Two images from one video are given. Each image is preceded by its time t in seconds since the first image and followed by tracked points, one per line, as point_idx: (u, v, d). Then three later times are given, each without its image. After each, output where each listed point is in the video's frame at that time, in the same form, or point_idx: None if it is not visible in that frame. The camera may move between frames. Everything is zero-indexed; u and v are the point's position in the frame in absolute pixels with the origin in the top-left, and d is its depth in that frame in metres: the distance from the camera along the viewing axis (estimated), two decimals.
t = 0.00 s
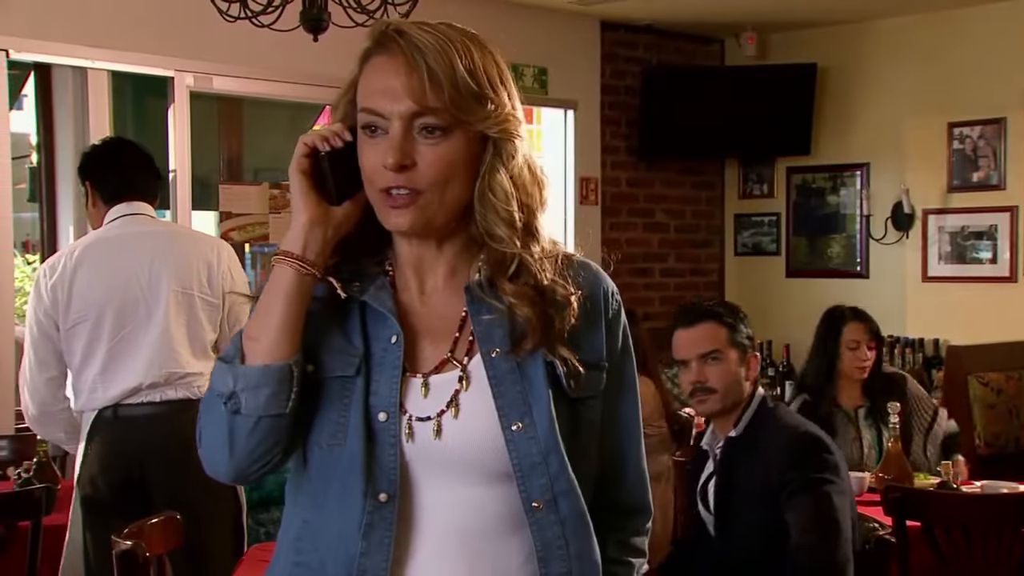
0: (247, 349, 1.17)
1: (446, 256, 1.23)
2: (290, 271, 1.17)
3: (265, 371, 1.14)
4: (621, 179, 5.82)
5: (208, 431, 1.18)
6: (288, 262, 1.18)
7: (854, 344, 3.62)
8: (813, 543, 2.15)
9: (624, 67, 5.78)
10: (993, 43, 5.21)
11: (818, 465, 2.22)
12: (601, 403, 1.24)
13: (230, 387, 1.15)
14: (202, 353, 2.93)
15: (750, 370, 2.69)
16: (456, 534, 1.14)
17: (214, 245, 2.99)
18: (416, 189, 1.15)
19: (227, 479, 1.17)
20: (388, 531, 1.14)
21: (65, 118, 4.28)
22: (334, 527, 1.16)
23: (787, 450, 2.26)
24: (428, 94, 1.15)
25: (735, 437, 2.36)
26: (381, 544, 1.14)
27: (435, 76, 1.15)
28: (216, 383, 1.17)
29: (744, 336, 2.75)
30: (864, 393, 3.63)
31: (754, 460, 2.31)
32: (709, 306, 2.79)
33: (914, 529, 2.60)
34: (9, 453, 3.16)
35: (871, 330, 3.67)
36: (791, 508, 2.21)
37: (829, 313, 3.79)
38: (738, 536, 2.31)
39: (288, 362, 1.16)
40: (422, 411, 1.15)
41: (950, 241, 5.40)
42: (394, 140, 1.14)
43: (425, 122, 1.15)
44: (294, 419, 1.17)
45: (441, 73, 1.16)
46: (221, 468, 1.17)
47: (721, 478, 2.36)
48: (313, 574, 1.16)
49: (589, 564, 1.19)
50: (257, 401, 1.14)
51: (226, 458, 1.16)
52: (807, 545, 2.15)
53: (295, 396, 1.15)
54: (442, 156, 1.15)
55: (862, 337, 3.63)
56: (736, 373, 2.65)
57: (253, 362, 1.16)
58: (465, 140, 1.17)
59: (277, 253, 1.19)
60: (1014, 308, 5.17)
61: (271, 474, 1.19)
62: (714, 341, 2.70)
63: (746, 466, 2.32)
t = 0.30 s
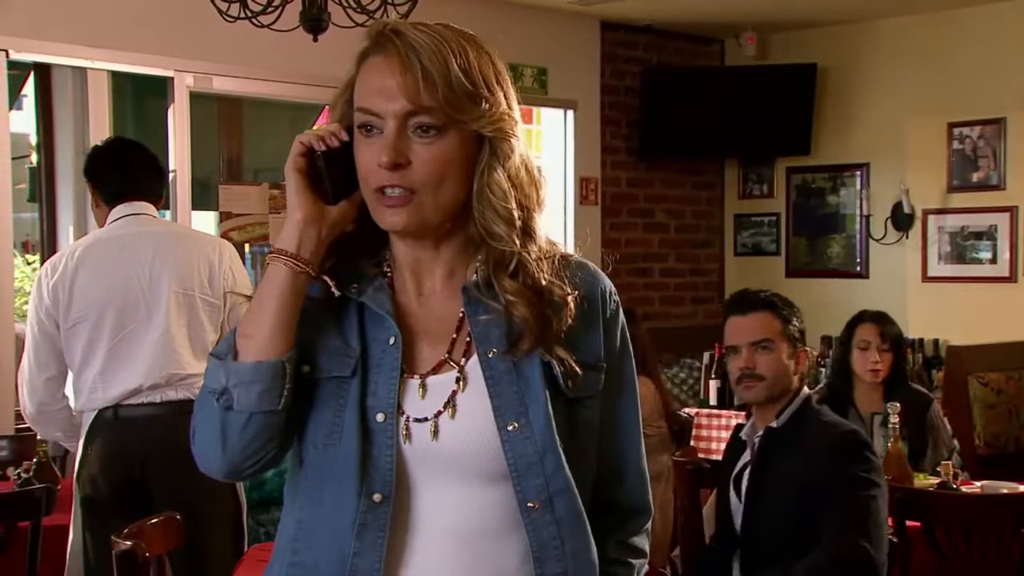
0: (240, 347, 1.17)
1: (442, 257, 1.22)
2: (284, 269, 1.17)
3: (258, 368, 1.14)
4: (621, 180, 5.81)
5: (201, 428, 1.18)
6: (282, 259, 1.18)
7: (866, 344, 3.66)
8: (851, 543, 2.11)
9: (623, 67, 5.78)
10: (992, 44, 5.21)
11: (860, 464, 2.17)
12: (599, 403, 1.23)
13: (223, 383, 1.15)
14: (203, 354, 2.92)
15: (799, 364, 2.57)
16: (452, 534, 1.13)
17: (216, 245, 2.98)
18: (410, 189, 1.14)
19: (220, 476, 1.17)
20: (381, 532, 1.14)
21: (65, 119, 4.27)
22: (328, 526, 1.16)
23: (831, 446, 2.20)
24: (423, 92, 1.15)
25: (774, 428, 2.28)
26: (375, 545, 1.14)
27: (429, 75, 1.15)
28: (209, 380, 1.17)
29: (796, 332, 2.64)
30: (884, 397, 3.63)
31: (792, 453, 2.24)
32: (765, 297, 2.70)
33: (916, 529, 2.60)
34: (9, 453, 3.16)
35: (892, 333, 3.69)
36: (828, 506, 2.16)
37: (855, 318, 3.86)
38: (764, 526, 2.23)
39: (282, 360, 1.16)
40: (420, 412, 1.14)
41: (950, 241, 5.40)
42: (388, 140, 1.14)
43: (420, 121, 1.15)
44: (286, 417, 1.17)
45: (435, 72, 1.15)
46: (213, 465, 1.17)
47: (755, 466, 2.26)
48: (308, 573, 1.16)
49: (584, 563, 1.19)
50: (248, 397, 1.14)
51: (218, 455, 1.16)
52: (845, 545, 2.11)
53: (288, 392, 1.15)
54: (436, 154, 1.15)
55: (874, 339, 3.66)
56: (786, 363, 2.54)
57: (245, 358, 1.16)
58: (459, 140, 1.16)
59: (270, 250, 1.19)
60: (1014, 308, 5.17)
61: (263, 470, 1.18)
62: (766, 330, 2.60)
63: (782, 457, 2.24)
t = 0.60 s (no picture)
0: (241, 340, 1.17)
1: (442, 253, 1.22)
2: (285, 263, 1.17)
3: (258, 360, 1.14)
4: (621, 180, 5.81)
5: (201, 422, 1.18)
6: (283, 254, 1.17)
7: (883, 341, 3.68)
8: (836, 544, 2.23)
9: (623, 67, 5.78)
10: (992, 44, 5.22)
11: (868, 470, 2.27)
12: (597, 397, 1.23)
13: (223, 376, 1.15)
14: (202, 354, 2.91)
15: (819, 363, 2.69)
16: (451, 524, 1.13)
17: (216, 244, 2.98)
18: (406, 189, 1.14)
19: (220, 469, 1.17)
20: (384, 521, 1.13)
21: (65, 117, 4.16)
22: (328, 518, 1.16)
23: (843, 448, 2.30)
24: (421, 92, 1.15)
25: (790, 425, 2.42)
26: (378, 533, 1.13)
27: (428, 74, 1.16)
28: (209, 373, 1.17)
29: (817, 329, 2.75)
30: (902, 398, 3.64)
31: (804, 450, 2.36)
32: (791, 293, 2.81)
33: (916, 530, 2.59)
34: (8, 453, 3.16)
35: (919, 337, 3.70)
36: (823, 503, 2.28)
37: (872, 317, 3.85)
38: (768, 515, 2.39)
39: (281, 353, 1.16)
40: (419, 401, 1.14)
41: (950, 241, 5.40)
42: (385, 138, 1.14)
43: (416, 120, 1.15)
44: (286, 409, 1.17)
45: (433, 73, 1.16)
46: (213, 459, 1.17)
47: (771, 458, 2.41)
48: (310, 563, 1.16)
49: (581, 557, 1.18)
50: (248, 389, 1.14)
51: (218, 448, 1.16)
52: (832, 543, 2.23)
53: (287, 385, 1.15)
54: (434, 154, 1.15)
55: (890, 336, 3.69)
56: (807, 358, 2.67)
57: (245, 352, 1.16)
58: (457, 140, 1.16)
59: (271, 245, 1.19)
60: (1013, 308, 5.18)
61: (262, 464, 1.19)
62: (789, 324, 2.72)
63: (796, 452, 2.37)
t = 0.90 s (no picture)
0: (253, 351, 1.18)
1: (453, 255, 1.22)
2: (293, 275, 1.17)
3: (269, 373, 1.14)
4: (620, 180, 5.81)
5: (215, 430, 1.18)
6: (294, 265, 1.17)
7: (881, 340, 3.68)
8: (831, 545, 2.28)
9: (623, 68, 5.78)
10: (991, 44, 5.22)
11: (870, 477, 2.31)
12: (607, 400, 1.24)
13: (235, 388, 1.16)
14: (203, 354, 2.91)
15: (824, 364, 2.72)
16: (463, 526, 1.13)
17: (216, 243, 2.97)
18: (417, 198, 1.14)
19: (232, 479, 1.17)
20: (393, 523, 1.14)
21: (64, 117, 4.14)
22: (339, 520, 1.16)
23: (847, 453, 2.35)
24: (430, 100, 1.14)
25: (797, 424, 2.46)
26: (387, 535, 1.14)
27: (435, 86, 1.15)
28: (223, 384, 1.18)
29: (824, 331, 2.78)
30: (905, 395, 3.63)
31: (809, 452, 2.40)
32: (799, 293, 2.84)
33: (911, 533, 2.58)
34: (7, 453, 3.16)
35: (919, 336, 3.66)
36: (822, 504, 2.33)
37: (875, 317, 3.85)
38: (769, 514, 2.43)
39: (293, 363, 1.16)
40: (431, 405, 1.15)
41: (949, 241, 5.40)
42: (396, 147, 1.14)
43: (426, 129, 1.15)
44: (299, 415, 1.17)
45: (441, 83, 1.15)
46: (226, 468, 1.17)
47: (779, 458, 2.45)
48: (319, 565, 1.16)
49: (592, 560, 1.18)
50: (260, 402, 1.14)
51: (231, 458, 1.16)
52: (829, 544, 2.28)
53: (299, 396, 1.16)
54: (444, 162, 1.15)
55: (888, 336, 3.68)
56: (812, 358, 2.70)
57: (257, 364, 1.16)
58: (467, 148, 1.16)
59: (281, 256, 1.18)
60: (1014, 308, 5.17)
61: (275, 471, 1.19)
62: (795, 325, 2.76)
63: (802, 454, 2.41)
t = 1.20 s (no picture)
0: (270, 348, 1.18)
1: (469, 256, 1.23)
2: (313, 273, 1.18)
3: (286, 369, 1.15)
4: (620, 180, 5.82)
5: (230, 427, 1.19)
6: (313, 264, 1.18)
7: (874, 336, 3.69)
8: (819, 549, 2.31)
9: (623, 68, 5.78)
10: (991, 44, 5.22)
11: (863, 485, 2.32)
12: (620, 403, 1.24)
13: (253, 384, 1.16)
14: (204, 356, 2.91)
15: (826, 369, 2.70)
16: (477, 526, 1.14)
17: (217, 244, 2.98)
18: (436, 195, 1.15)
19: (248, 475, 1.18)
20: (405, 523, 1.14)
21: (65, 116, 4.10)
22: (351, 518, 1.16)
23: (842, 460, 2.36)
24: (448, 99, 1.16)
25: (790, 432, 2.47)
26: (399, 535, 1.14)
27: (456, 84, 1.16)
28: (240, 380, 1.18)
29: (830, 339, 2.78)
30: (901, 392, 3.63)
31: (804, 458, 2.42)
32: (808, 297, 2.85)
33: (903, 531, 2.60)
34: (6, 453, 3.15)
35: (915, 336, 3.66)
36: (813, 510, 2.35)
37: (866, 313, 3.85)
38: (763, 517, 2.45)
39: (310, 360, 1.17)
40: (444, 406, 1.16)
41: (949, 241, 5.40)
42: (415, 145, 1.15)
43: (446, 126, 1.16)
44: (314, 414, 1.17)
45: (461, 82, 1.16)
46: (242, 465, 1.17)
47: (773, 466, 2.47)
48: (330, 565, 1.16)
49: (603, 562, 1.19)
50: (277, 398, 1.14)
51: (247, 455, 1.17)
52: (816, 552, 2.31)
53: (315, 393, 1.16)
54: (463, 161, 1.16)
55: (881, 331, 3.69)
56: (814, 364, 2.70)
57: (274, 360, 1.17)
58: (485, 147, 1.17)
59: (300, 253, 1.20)
60: (1013, 309, 5.17)
61: (291, 468, 1.19)
62: (799, 330, 2.76)
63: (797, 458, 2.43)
